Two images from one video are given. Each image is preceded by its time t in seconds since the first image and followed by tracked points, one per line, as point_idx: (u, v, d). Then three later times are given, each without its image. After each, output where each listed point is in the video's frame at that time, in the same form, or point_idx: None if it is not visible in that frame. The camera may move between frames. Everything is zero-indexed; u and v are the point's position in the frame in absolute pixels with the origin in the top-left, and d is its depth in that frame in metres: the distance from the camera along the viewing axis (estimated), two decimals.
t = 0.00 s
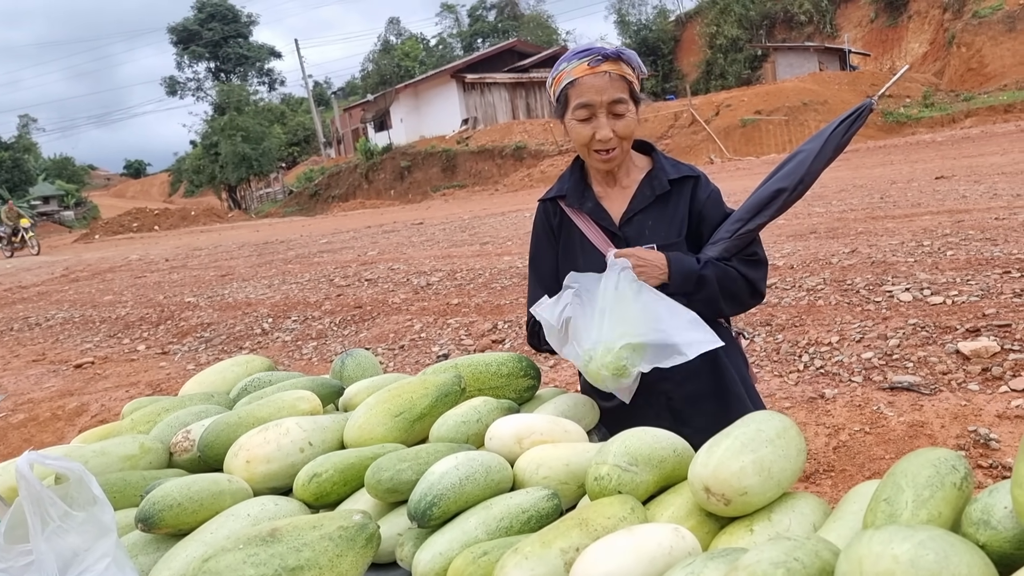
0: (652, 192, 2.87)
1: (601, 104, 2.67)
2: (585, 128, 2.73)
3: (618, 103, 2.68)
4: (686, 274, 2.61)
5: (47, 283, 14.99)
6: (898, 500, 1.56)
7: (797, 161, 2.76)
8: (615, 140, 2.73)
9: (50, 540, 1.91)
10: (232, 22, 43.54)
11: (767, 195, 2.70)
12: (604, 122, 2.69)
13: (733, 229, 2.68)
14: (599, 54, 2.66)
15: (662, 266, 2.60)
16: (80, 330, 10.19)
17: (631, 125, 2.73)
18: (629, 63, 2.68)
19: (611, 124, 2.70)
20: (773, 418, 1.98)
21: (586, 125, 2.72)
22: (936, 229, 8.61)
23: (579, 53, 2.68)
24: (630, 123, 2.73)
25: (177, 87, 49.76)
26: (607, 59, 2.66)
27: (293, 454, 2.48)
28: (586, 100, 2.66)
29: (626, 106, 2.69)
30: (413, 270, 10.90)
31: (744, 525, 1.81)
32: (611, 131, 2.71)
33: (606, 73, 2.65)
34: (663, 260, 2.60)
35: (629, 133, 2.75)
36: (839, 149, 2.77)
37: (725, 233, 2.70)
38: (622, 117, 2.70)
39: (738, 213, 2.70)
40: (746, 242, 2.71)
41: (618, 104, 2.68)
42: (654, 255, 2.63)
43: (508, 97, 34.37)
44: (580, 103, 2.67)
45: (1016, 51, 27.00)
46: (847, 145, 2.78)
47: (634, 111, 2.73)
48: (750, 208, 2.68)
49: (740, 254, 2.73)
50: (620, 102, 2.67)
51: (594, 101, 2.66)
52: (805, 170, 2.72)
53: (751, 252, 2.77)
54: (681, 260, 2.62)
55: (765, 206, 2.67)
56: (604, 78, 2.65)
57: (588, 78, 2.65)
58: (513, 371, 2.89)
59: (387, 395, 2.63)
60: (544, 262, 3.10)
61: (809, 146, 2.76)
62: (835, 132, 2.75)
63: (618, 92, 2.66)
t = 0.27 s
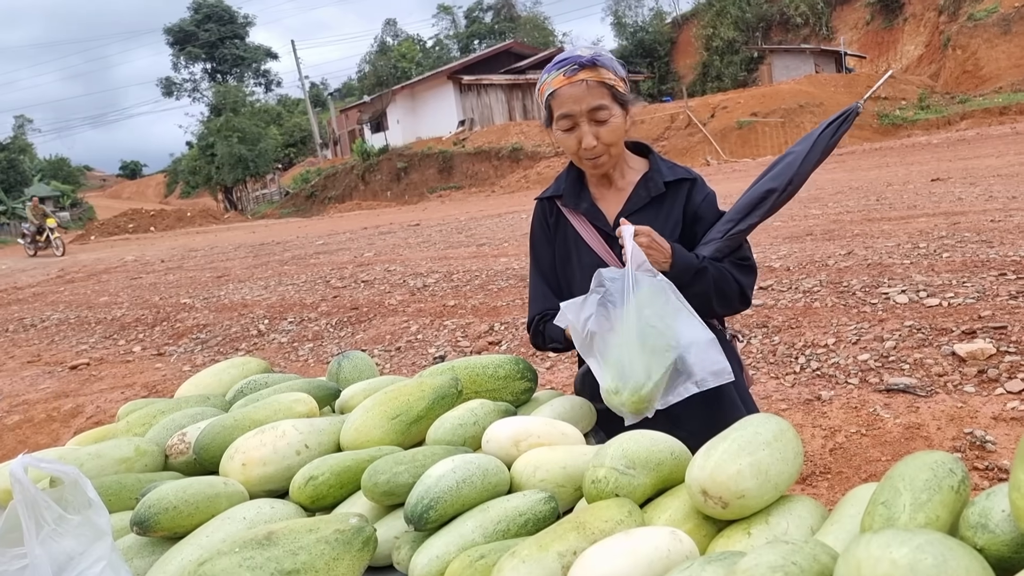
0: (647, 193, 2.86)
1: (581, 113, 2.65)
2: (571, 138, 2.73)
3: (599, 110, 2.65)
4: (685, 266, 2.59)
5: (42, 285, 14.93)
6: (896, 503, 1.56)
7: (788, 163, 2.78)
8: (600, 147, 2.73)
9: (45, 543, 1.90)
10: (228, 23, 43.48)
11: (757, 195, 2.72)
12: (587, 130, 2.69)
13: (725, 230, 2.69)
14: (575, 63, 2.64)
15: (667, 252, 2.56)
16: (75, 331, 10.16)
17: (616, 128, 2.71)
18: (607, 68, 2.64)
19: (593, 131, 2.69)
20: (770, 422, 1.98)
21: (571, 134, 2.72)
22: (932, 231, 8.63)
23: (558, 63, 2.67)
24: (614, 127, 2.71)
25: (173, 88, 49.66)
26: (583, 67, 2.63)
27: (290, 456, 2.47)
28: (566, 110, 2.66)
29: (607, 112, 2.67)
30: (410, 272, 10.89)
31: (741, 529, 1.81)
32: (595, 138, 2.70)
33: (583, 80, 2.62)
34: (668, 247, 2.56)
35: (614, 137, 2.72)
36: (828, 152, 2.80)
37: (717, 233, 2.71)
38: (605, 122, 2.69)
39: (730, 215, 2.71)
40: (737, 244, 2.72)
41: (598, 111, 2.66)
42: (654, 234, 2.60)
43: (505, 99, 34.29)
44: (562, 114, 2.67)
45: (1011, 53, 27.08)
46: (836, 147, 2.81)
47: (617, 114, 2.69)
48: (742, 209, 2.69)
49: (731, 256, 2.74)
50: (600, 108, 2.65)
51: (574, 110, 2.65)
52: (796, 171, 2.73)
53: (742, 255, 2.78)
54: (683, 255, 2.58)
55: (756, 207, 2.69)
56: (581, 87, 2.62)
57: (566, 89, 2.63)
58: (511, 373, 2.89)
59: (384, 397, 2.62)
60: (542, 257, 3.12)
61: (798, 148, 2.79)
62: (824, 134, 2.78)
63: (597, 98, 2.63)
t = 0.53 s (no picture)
0: (643, 196, 2.84)
1: (556, 125, 2.64)
2: (552, 150, 2.73)
3: (573, 122, 2.63)
4: (695, 266, 2.60)
5: (33, 287, 14.83)
6: (890, 508, 1.56)
7: (784, 170, 2.76)
8: (581, 156, 2.71)
9: (34, 551, 1.88)
10: (220, 24, 43.34)
11: (754, 202, 2.70)
12: (565, 141, 2.67)
13: (723, 236, 2.67)
14: (546, 76, 2.62)
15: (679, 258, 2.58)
16: (66, 334, 10.09)
17: (594, 136, 2.68)
18: (580, 77, 2.60)
19: (571, 142, 2.67)
20: (764, 427, 1.98)
21: (551, 145, 2.72)
22: (924, 234, 8.66)
23: (532, 77, 2.66)
24: (592, 135, 2.68)
25: (165, 89, 49.47)
26: (554, 80, 2.60)
27: (282, 462, 2.46)
28: (542, 123, 2.66)
29: (583, 122, 2.64)
30: (403, 274, 10.87)
31: (735, 534, 1.81)
32: (574, 148, 2.68)
33: (554, 93, 2.59)
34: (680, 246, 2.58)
35: (594, 145, 2.70)
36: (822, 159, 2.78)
37: (716, 238, 2.69)
38: (582, 132, 2.66)
39: (728, 218, 2.69)
40: (734, 249, 2.72)
41: (573, 122, 2.63)
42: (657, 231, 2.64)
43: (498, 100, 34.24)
44: (539, 128, 2.68)
45: (1001, 56, 27.24)
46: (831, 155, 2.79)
47: (594, 123, 2.66)
48: (739, 214, 2.67)
49: (728, 261, 2.74)
50: (574, 120, 2.62)
51: (549, 124, 2.65)
52: (791, 178, 2.71)
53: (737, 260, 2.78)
54: (694, 257, 2.60)
55: (753, 213, 2.67)
56: (553, 101, 2.59)
57: (538, 104, 2.62)
58: (504, 378, 2.88)
59: (377, 402, 2.61)
60: (536, 256, 3.13)
61: (794, 156, 2.76)
62: (820, 141, 2.74)
63: (570, 111, 2.60)
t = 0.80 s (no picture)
0: (650, 197, 2.86)
1: (553, 129, 2.65)
2: (551, 153, 2.74)
3: (571, 126, 2.64)
4: (713, 275, 2.67)
5: (25, 287, 14.75)
6: (885, 511, 1.56)
7: (787, 183, 2.79)
8: (577, 160, 2.72)
9: (27, 553, 1.87)
10: (214, 24, 43.22)
11: (761, 213, 2.74)
12: (562, 144, 2.68)
13: (729, 245, 2.74)
14: (546, 79, 2.61)
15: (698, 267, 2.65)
16: (58, 334, 10.04)
17: (591, 141, 2.68)
18: (578, 83, 2.58)
19: (568, 145, 2.68)
20: (759, 428, 1.99)
21: (549, 147, 2.73)
22: (916, 236, 8.70)
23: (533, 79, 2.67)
24: (590, 140, 2.68)
25: (158, 89, 49.32)
26: (551, 85, 2.61)
27: (276, 463, 2.45)
28: (540, 125, 2.67)
29: (580, 127, 2.64)
30: (397, 275, 10.86)
31: (730, 536, 1.81)
32: (570, 152, 2.69)
33: (552, 98, 2.60)
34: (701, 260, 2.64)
35: (592, 149, 2.70)
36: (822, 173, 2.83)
37: (722, 246, 2.76)
38: (579, 137, 2.66)
39: (734, 227, 2.76)
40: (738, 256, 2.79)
41: (570, 127, 2.64)
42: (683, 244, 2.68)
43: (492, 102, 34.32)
44: (538, 131, 2.70)
45: (993, 59, 27.40)
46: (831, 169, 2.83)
47: (592, 128, 2.66)
48: (746, 225, 2.73)
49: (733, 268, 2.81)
50: (571, 124, 2.63)
51: (547, 128, 2.66)
52: (795, 191, 2.75)
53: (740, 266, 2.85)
54: (711, 266, 2.67)
55: (757, 224, 2.73)
56: (551, 105, 2.61)
57: (538, 106, 2.64)
58: (499, 379, 2.88)
59: (372, 404, 2.61)
60: (532, 252, 3.10)
61: (797, 172, 2.79)
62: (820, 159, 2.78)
63: (567, 115, 2.61)
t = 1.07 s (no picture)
0: (654, 196, 2.87)
1: (554, 126, 2.65)
2: (550, 149, 2.74)
3: (571, 124, 2.63)
4: (720, 274, 2.68)
5: (20, 283, 14.71)
6: (881, 512, 1.56)
7: (782, 183, 2.80)
8: (576, 159, 2.72)
9: (20, 551, 1.86)
10: (211, 21, 43.08)
11: (759, 212, 2.74)
12: (561, 142, 2.68)
13: (732, 241, 2.75)
14: (550, 76, 2.62)
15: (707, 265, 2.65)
16: (53, 332, 10.02)
17: (591, 140, 2.68)
18: (580, 81, 2.58)
19: (567, 144, 2.68)
20: (757, 428, 1.99)
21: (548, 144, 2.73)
22: (912, 238, 8.71)
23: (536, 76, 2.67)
24: (590, 139, 2.67)
25: (155, 86, 49.20)
26: (555, 81, 2.61)
27: (272, 462, 2.44)
28: (540, 121, 2.67)
29: (580, 126, 2.64)
30: (393, 274, 10.86)
31: (727, 536, 1.81)
32: (569, 150, 2.69)
33: (555, 95, 2.60)
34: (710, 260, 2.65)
35: (593, 148, 2.70)
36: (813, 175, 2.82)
37: (726, 243, 2.76)
38: (579, 135, 2.66)
39: (736, 226, 2.76)
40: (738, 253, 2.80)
41: (570, 125, 2.64)
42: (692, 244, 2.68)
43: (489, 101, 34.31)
44: (539, 127, 2.70)
45: (990, 62, 27.46)
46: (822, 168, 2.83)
47: (593, 127, 2.65)
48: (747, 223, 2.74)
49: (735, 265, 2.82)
50: (572, 122, 2.63)
51: (547, 124, 2.65)
52: (790, 190, 2.75)
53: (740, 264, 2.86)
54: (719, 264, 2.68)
55: (756, 222, 2.73)
56: (553, 102, 2.60)
57: (540, 102, 2.64)
58: (496, 378, 2.87)
59: (368, 403, 2.60)
60: (531, 253, 3.09)
61: (790, 173, 2.78)
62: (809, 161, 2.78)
63: (568, 114, 2.61)
